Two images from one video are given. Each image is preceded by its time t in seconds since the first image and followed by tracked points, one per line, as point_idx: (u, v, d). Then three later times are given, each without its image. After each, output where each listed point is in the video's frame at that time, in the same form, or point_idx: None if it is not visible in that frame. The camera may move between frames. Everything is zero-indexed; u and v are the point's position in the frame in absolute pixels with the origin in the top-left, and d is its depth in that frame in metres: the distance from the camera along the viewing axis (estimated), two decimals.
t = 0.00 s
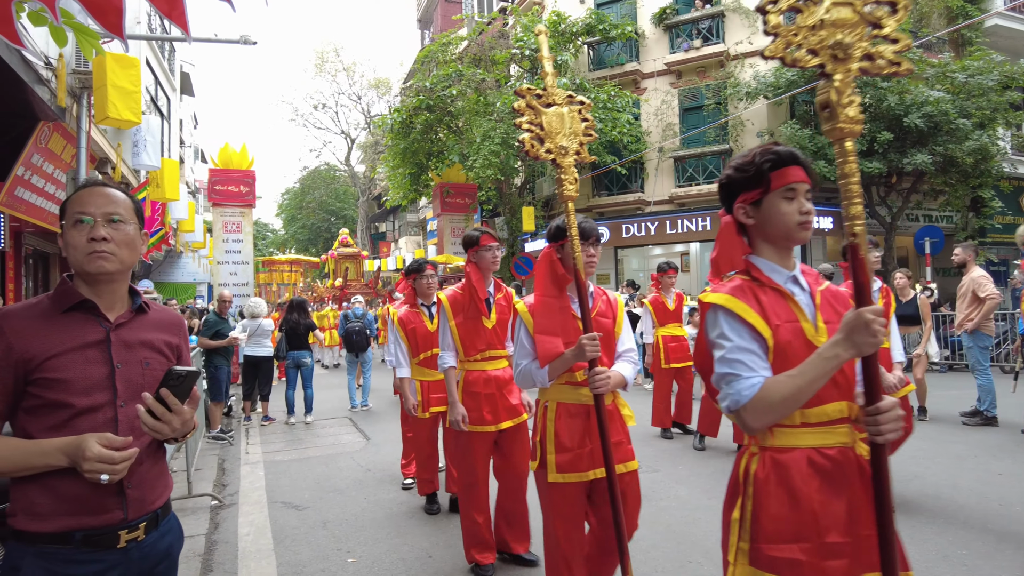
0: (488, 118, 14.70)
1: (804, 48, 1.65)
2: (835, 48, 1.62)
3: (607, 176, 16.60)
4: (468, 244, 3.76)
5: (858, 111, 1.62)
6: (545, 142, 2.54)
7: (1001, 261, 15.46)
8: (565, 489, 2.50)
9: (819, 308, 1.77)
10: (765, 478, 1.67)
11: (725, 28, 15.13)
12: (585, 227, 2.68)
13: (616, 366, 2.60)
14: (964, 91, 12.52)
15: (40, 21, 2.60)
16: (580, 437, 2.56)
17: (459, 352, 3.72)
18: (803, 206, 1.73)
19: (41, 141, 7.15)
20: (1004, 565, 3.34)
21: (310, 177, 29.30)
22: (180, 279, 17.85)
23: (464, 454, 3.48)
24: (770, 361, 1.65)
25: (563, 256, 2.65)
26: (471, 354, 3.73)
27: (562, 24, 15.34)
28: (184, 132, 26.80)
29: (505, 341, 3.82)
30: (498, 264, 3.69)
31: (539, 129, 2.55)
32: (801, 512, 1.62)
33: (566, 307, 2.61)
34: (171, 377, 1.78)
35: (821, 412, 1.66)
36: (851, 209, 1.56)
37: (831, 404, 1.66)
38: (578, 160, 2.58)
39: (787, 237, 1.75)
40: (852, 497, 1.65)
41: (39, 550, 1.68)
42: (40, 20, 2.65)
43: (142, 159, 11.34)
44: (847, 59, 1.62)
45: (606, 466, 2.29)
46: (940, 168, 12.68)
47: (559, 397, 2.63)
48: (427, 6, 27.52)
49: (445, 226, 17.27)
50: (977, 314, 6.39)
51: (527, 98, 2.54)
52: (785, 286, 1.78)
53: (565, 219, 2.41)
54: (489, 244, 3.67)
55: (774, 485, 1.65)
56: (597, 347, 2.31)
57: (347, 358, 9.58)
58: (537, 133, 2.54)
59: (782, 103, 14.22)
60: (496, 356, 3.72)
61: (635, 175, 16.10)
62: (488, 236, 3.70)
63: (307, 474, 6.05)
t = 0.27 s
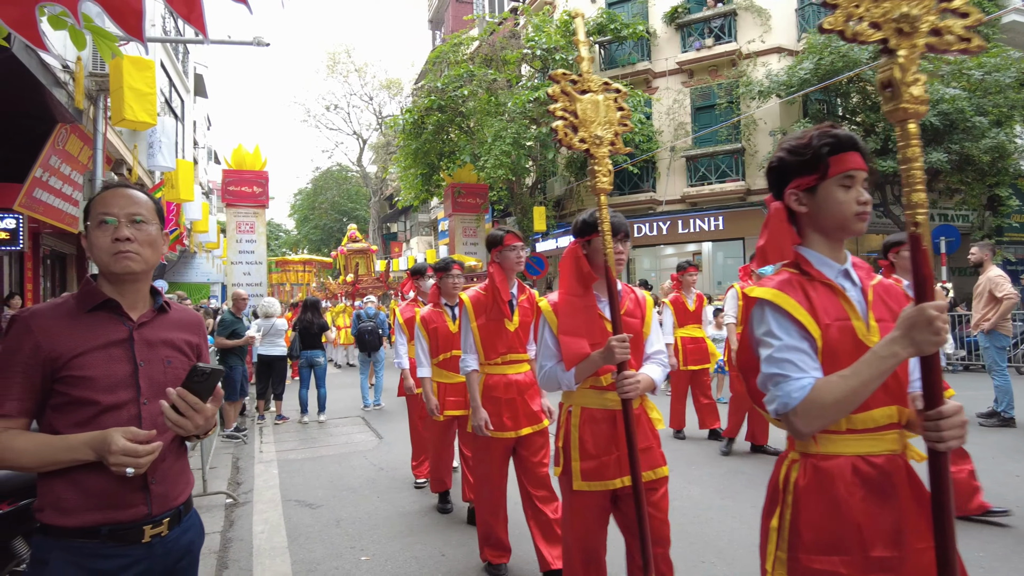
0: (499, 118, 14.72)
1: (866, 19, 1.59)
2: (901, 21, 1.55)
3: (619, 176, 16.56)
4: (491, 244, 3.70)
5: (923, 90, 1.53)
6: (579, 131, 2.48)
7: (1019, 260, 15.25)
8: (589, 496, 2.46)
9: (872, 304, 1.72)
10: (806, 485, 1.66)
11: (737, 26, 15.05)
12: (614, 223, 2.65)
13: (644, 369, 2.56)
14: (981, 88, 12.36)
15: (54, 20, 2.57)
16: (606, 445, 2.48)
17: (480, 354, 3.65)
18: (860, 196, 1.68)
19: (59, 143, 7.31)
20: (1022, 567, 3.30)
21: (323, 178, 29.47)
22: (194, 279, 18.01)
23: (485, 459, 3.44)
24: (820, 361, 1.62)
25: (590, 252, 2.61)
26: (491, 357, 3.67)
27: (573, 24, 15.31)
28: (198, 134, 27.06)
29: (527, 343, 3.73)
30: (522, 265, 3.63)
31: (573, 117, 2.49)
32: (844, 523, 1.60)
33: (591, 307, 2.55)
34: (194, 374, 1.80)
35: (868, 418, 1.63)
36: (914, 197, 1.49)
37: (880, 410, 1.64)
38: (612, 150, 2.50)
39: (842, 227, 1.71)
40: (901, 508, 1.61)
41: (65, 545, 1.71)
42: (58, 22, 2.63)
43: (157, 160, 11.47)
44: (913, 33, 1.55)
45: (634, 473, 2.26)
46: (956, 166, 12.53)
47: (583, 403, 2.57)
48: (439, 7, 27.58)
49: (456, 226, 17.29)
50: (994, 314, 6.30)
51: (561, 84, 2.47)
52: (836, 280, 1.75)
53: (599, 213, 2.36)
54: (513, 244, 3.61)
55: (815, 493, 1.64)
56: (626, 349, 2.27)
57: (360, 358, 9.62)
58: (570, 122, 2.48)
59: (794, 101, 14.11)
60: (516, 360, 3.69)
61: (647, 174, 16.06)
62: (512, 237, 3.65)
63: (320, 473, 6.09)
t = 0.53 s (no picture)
0: (511, 119, 14.76)
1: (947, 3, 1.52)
2: (986, 5, 1.48)
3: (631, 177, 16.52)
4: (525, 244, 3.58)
5: (1010, 79, 1.47)
6: (622, 123, 2.33)
7: None
8: (628, 512, 2.32)
9: (942, 316, 1.61)
10: (870, 508, 1.56)
11: (751, 26, 14.98)
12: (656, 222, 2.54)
13: (687, 378, 2.42)
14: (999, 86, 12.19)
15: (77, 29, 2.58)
16: (645, 457, 2.35)
17: (509, 357, 3.55)
18: (928, 198, 1.58)
19: (77, 146, 7.56)
20: None
21: (336, 180, 29.66)
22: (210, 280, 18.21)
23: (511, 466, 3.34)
24: (884, 376, 1.51)
25: (628, 253, 2.52)
26: (519, 361, 3.53)
27: (585, 24, 15.29)
28: (213, 136, 27.36)
29: (558, 347, 3.58)
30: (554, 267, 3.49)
31: (615, 109, 2.35)
32: (911, 551, 1.50)
33: (632, 311, 2.45)
34: (215, 376, 1.83)
35: (943, 439, 1.50)
36: (995, 197, 1.43)
37: (956, 431, 1.51)
38: (656, 144, 2.36)
39: (907, 232, 1.61)
40: (976, 538, 1.49)
41: (90, 543, 1.75)
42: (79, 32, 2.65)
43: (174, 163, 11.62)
44: (1000, 18, 1.47)
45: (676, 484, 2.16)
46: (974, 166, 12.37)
47: (621, 412, 2.43)
48: (451, 9, 27.69)
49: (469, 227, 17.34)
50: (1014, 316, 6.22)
51: (603, 74, 2.33)
52: (901, 289, 1.65)
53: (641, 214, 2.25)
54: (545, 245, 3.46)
55: (880, 518, 1.54)
56: (670, 357, 2.16)
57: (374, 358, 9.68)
58: (613, 113, 2.34)
59: (808, 101, 14.00)
60: (547, 364, 3.51)
61: (659, 175, 16.02)
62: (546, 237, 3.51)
63: (334, 473, 6.14)
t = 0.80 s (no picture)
0: (521, 119, 14.76)
1: None
2: None
3: (642, 176, 16.46)
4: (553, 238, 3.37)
5: None
6: (668, 110, 2.17)
7: None
8: (672, 520, 2.22)
9: None
10: (961, 527, 1.52)
11: (762, 25, 14.90)
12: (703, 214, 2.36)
13: (735, 379, 2.33)
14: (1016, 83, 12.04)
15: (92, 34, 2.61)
16: (690, 461, 2.26)
17: (534, 356, 3.36)
18: (1015, 181, 1.52)
19: (93, 148, 7.94)
20: None
21: (347, 181, 29.79)
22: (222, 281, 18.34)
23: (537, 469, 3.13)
24: (971, 375, 1.46)
25: (670, 246, 2.39)
26: (545, 360, 3.34)
27: (595, 24, 15.25)
28: (226, 138, 27.57)
29: (586, 348, 3.41)
30: (584, 264, 3.27)
31: (661, 95, 2.18)
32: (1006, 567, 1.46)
33: (676, 307, 2.33)
34: (231, 376, 1.85)
35: None
36: None
37: None
38: (703, 133, 2.20)
39: (991, 219, 1.55)
40: None
41: (108, 539, 1.77)
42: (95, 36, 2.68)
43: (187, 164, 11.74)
44: None
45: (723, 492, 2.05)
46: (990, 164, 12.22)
47: (664, 413, 2.33)
48: (462, 9, 27.73)
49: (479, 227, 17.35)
50: None
51: (647, 57, 2.17)
52: (984, 280, 1.59)
53: (687, 207, 2.11)
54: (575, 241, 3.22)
55: (972, 532, 1.50)
56: (719, 357, 2.02)
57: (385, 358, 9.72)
58: (658, 99, 2.17)
59: (821, 99, 13.89)
60: (573, 364, 3.34)
61: (670, 175, 15.95)
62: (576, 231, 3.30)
63: (345, 472, 6.17)
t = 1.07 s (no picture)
0: (529, 119, 14.78)
1: None
2: None
3: (649, 176, 16.40)
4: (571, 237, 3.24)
5: None
6: (703, 101, 2.15)
7: None
8: (702, 528, 2.18)
9: None
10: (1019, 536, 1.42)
11: (770, 24, 14.86)
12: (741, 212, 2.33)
13: (770, 383, 2.26)
14: None
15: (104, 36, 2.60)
16: (720, 468, 2.22)
17: (551, 360, 3.22)
18: None
19: (103, 149, 8.01)
20: None
21: (354, 182, 29.87)
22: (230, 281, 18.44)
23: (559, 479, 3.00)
24: None
25: (703, 243, 2.33)
26: (564, 364, 3.20)
27: (602, 24, 15.25)
28: (234, 139, 27.70)
29: (608, 353, 3.24)
30: (604, 263, 3.15)
31: (695, 85, 2.16)
32: None
33: (709, 306, 2.25)
34: (243, 379, 1.85)
35: None
36: None
37: None
38: (738, 125, 2.19)
39: None
40: None
41: (123, 539, 1.78)
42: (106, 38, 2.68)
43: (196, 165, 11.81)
44: None
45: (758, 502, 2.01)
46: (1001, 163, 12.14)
47: (694, 416, 2.29)
48: (469, 10, 27.80)
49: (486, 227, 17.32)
50: None
51: (681, 47, 2.15)
52: None
53: (722, 202, 2.08)
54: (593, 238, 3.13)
55: None
56: (755, 361, 1.97)
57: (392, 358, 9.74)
58: (693, 90, 2.15)
59: (829, 99, 13.83)
60: (594, 369, 3.18)
61: (678, 175, 15.92)
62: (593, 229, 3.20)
63: (353, 472, 6.18)
